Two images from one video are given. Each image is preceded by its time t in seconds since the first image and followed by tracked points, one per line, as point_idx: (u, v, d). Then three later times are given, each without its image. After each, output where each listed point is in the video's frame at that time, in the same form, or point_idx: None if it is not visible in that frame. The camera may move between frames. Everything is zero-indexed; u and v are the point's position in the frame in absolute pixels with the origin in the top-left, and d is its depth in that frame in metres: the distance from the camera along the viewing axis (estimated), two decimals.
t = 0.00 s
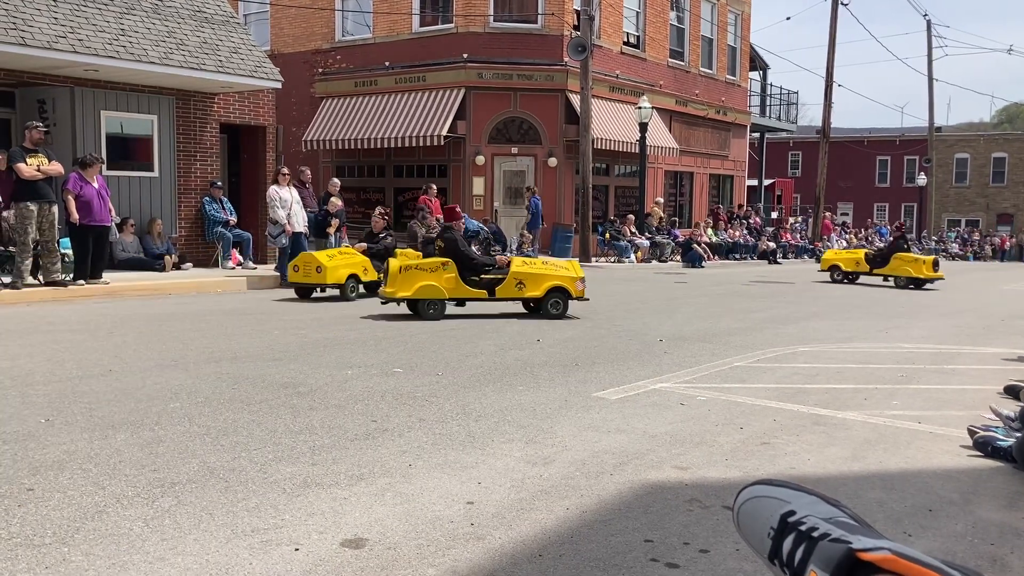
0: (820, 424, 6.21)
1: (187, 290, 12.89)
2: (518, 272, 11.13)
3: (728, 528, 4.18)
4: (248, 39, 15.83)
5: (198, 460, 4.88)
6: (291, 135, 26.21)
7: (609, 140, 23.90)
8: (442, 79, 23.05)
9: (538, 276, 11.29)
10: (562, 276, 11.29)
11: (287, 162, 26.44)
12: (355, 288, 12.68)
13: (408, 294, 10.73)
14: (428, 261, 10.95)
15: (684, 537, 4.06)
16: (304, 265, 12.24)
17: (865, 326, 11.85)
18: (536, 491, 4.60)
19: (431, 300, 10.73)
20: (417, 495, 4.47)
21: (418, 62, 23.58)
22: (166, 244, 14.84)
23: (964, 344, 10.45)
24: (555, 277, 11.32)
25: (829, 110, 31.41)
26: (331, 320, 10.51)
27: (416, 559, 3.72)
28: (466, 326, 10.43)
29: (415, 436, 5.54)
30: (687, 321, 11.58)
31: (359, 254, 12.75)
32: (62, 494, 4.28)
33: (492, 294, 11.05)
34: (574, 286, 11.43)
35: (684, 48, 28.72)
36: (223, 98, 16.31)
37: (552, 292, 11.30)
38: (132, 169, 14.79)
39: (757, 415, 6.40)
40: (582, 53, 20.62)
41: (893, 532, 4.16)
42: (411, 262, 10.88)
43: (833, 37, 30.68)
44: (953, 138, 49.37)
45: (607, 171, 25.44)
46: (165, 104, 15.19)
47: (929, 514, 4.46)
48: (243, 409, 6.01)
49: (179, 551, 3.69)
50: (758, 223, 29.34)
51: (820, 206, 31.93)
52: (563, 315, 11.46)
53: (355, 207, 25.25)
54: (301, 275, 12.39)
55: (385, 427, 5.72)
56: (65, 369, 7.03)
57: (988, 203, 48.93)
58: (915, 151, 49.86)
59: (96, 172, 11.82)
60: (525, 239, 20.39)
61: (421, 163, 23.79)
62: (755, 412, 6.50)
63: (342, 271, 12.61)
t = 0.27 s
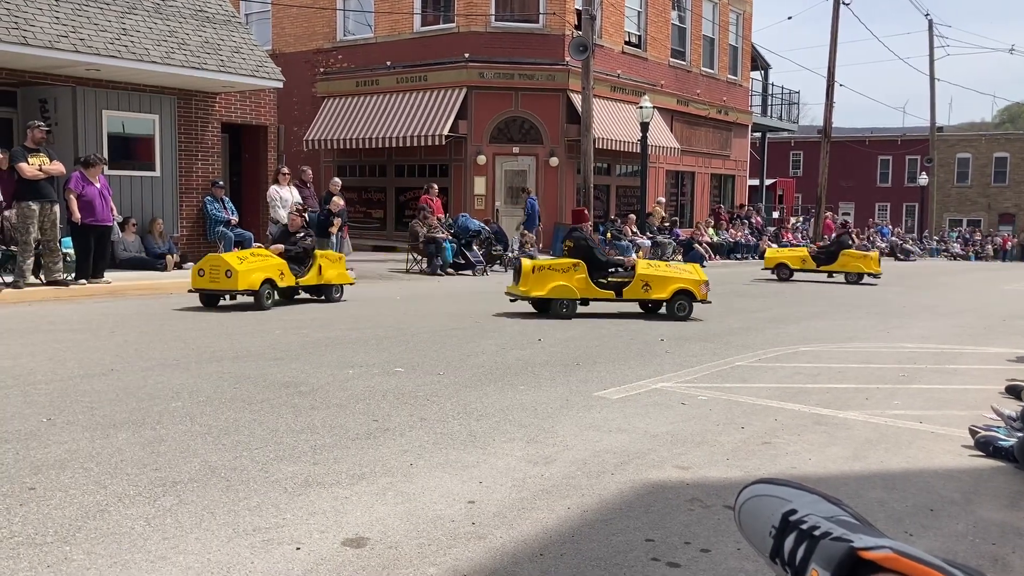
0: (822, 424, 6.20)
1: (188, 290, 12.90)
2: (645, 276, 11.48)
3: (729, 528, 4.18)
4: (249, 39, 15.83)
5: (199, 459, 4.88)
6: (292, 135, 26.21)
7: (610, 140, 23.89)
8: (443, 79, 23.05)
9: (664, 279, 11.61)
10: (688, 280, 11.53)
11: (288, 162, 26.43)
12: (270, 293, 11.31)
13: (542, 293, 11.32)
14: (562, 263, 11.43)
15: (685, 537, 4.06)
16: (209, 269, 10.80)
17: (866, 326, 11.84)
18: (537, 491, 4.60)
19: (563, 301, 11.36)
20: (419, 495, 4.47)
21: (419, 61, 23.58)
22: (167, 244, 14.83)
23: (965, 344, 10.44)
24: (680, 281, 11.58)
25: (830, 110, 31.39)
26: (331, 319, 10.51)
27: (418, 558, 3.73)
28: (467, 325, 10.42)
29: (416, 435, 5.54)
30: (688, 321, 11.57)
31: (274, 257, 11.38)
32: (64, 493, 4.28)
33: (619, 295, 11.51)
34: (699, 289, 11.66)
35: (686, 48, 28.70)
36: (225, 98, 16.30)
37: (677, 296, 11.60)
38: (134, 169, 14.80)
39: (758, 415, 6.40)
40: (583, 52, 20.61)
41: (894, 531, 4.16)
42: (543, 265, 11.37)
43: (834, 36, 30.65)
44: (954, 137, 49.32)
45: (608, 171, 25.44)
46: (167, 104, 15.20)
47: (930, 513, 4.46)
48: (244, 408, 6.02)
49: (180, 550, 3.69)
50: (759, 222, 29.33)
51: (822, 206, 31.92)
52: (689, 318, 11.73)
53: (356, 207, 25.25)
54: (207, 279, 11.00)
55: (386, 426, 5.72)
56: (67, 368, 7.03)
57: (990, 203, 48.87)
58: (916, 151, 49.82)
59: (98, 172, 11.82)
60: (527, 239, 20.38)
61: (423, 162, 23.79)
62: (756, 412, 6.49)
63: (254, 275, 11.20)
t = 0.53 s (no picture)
0: (823, 424, 6.20)
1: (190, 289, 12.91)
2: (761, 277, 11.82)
3: (730, 527, 4.18)
4: (250, 38, 15.83)
5: (200, 459, 4.89)
6: (294, 134, 26.21)
7: (612, 139, 23.89)
8: (444, 78, 23.05)
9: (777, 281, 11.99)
10: (804, 280, 11.93)
11: (289, 161, 26.43)
12: (179, 304, 9.73)
13: (669, 295, 11.46)
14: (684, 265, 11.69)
15: (686, 536, 4.06)
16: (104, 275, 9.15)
17: (868, 326, 11.83)
18: (538, 491, 4.60)
19: (689, 302, 11.45)
20: (420, 494, 4.47)
21: (421, 61, 23.59)
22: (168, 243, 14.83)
23: (967, 344, 10.42)
24: (794, 283, 11.99)
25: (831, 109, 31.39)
26: (333, 319, 10.51)
27: (419, 558, 3.73)
28: (468, 325, 10.42)
29: (417, 435, 5.54)
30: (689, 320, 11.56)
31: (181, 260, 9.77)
32: (65, 492, 4.29)
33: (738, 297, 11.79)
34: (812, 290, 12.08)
35: (687, 47, 28.69)
36: (226, 97, 16.32)
37: (792, 296, 11.96)
38: (135, 168, 14.82)
39: (759, 414, 6.40)
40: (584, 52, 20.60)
41: (896, 531, 4.16)
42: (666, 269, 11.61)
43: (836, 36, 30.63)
44: (956, 137, 49.26)
45: (609, 170, 25.42)
46: (168, 103, 15.21)
47: (931, 513, 4.46)
48: (245, 407, 6.02)
49: (182, 549, 3.70)
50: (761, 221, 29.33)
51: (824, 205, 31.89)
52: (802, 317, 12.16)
53: (358, 206, 25.26)
54: (101, 288, 9.33)
55: (387, 426, 5.73)
56: (68, 367, 7.04)
57: (992, 202, 48.81)
58: (918, 151, 49.78)
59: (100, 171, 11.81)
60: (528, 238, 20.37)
61: (424, 162, 23.79)
62: (757, 411, 6.48)
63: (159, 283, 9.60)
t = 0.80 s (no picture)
0: (824, 423, 6.20)
1: (191, 288, 12.92)
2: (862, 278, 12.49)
3: (732, 527, 4.18)
4: (252, 38, 15.84)
5: (201, 458, 4.89)
6: (295, 134, 26.20)
7: (613, 139, 23.88)
8: (446, 78, 23.05)
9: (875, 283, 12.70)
10: (901, 280, 12.61)
11: (291, 161, 26.41)
12: (59, 319, 8.56)
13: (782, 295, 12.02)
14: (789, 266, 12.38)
15: (686, 535, 4.06)
16: None
17: (868, 326, 11.83)
18: (539, 490, 4.60)
19: (801, 302, 12.05)
20: (421, 493, 4.47)
21: (422, 60, 23.59)
22: (170, 242, 14.82)
23: (968, 343, 10.42)
24: (891, 284, 12.72)
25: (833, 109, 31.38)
26: (333, 318, 10.51)
27: (420, 556, 3.73)
28: (468, 324, 10.42)
29: (418, 434, 5.54)
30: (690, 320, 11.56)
31: (59, 268, 8.60)
32: (66, 491, 4.29)
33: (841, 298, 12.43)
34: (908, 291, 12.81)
35: (689, 47, 28.68)
36: (228, 97, 16.34)
37: (891, 296, 12.66)
38: (136, 168, 14.83)
39: (760, 414, 6.40)
40: (586, 51, 20.59)
41: (897, 531, 4.16)
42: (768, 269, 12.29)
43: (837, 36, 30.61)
44: (957, 137, 49.23)
45: (611, 170, 25.41)
46: (170, 103, 15.22)
47: (932, 513, 4.46)
48: (247, 406, 6.03)
49: (183, 548, 3.70)
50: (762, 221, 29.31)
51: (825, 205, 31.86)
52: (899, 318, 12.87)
53: (359, 206, 25.27)
54: None
55: (388, 425, 5.73)
56: (70, 366, 7.05)
57: (993, 202, 48.78)
58: (919, 150, 49.76)
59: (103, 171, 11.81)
60: (529, 238, 20.36)
61: (426, 161, 23.79)
62: (758, 411, 6.47)
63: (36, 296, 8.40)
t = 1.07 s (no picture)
0: (825, 423, 6.19)
1: (192, 287, 12.92)
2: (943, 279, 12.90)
3: (732, 526, 4.18)
4: (252, 37, 15.84)
5: (202, 457, 4.89)
6: (296, 133, 26.19)
7: (614, 138, 23.88)
8: (446, 77, 23.04)
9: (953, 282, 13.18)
10: (973, 280, 13.16)
11: (292, 160, 26.40)
12: None
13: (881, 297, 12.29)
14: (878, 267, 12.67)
15: (688, 535, 4.06)
16: None
17: (869, 325, 11.82)
18: (540, 489, 4.60)
19: (899, 302, 12.38)
20: (421, 493, 4.47)
21: (422, 60, 23.60)
22: (171, 242, 14.81)
23: (969, 343, 10.41)
24: (966, 283, 13.22)
25: (833, 108, 31.36)
26: (334, 317, 10.51)
27: (420, 556, 3.73)
28: (469, 324, 10.42)
29: (418, 433, 5.54)
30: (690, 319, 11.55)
31: None
32: (67, 490, 4.29)
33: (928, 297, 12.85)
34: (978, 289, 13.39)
35: (689, 46, 28.68)
36: (229, 97, 16.36)
37: (965, 295, 13.17)
38: (137, 167, 14.83)
39: (761, 413, 6.40)
40: (586, 51, 20.57)
41: (898, 531, 4.16)
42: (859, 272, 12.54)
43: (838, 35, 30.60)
44: (958, 136, 49.23)
45: (611, 169, 25.41)
46: (170, 102, 15.22)
47: (933, 512, 4.46)
48: (247, 405, 6.03)
49: (184, 548, 3.70)
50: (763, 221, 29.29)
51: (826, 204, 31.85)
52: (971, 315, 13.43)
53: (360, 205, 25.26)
54: None
55: (389, 424, 5.73)
56: (71, 366, 7.04)
57: (994, 202, 48.78)
58: (920, 150, 49.75)
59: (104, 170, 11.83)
60: (530, 238, 20.35)
61: (426, 161, 23.79)
62: (759, 411, 6.47)
63: None
